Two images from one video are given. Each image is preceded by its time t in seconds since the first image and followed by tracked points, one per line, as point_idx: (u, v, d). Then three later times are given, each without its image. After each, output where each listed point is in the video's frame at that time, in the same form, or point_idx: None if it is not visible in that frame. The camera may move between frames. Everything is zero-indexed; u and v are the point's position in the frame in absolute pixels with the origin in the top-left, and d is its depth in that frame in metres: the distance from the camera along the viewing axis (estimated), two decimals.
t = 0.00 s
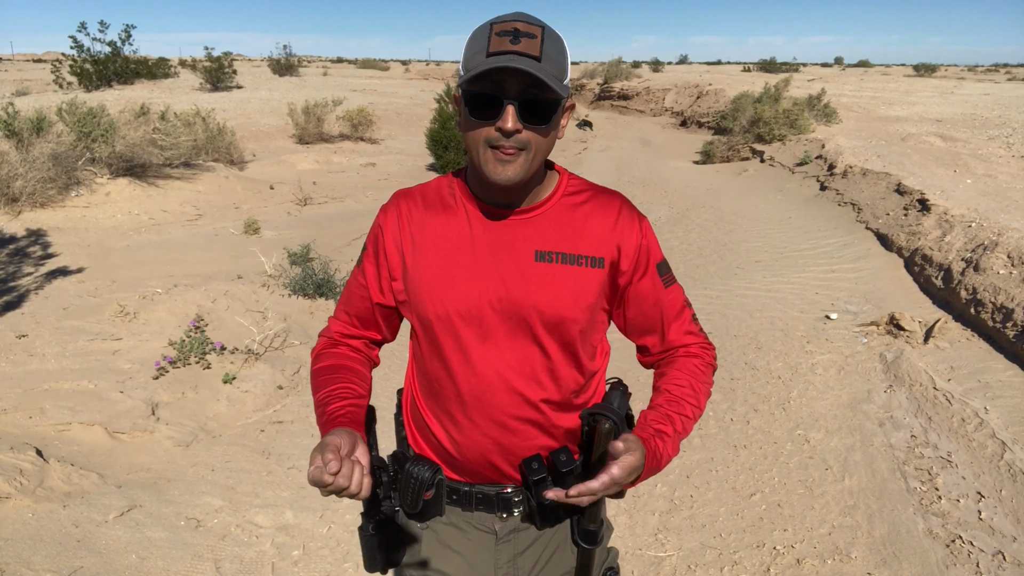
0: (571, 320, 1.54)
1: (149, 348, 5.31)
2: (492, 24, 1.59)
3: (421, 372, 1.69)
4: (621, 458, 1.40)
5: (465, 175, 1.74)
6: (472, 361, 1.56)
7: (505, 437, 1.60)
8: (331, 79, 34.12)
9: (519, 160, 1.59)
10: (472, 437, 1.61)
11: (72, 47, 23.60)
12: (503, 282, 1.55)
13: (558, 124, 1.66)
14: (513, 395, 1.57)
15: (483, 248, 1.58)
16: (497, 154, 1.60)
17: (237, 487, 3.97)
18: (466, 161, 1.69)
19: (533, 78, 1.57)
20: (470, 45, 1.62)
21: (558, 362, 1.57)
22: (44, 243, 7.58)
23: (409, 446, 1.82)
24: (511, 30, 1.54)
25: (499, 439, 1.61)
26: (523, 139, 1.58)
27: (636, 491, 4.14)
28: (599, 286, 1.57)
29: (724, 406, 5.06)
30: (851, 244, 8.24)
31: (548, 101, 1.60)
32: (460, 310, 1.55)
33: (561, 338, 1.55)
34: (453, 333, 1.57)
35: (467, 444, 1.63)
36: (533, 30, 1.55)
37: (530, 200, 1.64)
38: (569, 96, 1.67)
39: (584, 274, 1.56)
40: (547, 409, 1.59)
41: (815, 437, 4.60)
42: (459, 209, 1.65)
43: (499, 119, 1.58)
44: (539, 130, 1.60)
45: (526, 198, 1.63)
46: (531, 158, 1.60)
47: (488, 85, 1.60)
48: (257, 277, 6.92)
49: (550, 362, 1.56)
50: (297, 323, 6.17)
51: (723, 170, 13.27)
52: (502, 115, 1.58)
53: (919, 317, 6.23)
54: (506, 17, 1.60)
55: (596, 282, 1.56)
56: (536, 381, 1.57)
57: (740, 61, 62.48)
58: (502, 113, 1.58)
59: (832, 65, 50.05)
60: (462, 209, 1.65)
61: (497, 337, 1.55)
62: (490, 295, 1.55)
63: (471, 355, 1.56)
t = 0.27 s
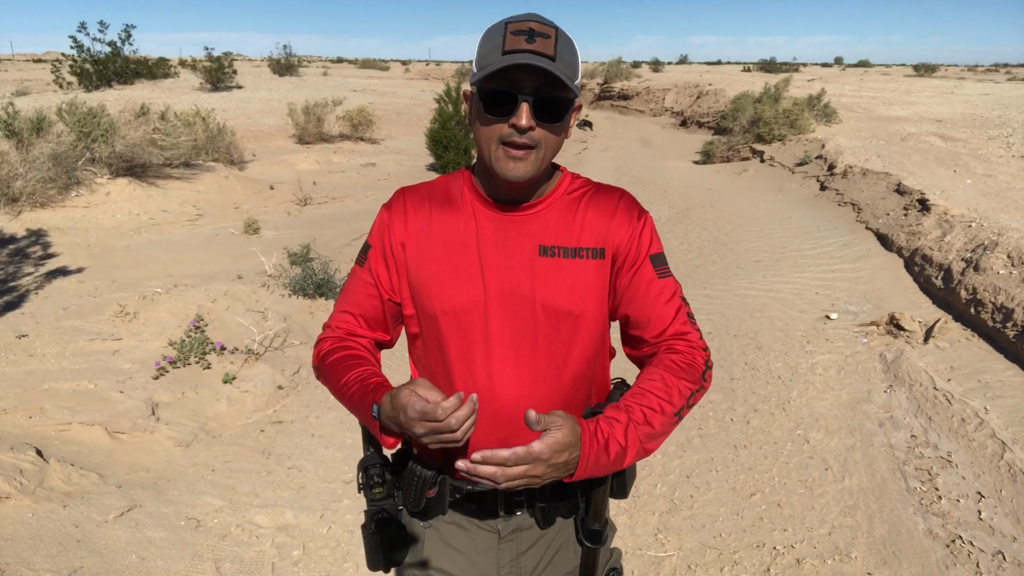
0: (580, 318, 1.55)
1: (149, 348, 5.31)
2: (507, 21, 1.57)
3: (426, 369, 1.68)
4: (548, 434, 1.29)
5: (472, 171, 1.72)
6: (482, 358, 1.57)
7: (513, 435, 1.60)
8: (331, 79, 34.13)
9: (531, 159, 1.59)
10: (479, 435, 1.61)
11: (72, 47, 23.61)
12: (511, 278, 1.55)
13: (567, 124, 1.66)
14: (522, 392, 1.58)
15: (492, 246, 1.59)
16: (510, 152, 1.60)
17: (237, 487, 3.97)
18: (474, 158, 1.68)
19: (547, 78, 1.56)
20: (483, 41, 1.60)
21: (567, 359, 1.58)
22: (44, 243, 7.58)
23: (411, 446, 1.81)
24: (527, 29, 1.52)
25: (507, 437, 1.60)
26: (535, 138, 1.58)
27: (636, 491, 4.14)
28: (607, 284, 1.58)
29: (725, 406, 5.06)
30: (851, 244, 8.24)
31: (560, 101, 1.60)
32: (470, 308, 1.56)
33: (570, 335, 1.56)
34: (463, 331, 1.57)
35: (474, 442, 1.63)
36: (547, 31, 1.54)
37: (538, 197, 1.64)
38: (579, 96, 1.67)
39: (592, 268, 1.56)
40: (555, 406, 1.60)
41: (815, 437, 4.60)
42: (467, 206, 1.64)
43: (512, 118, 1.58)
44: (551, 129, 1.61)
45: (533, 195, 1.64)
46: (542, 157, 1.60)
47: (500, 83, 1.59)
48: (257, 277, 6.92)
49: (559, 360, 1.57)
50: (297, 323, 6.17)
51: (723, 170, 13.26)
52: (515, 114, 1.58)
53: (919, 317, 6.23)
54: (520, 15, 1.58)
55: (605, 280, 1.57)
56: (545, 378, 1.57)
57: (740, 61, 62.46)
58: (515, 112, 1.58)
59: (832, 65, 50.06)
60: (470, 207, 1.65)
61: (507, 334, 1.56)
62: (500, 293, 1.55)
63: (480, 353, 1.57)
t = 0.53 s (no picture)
0: (583, 319, 1.55)
1: (150, 348, 5.31)
2: (514, 21, 1.56)
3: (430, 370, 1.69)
4: (498, 382, 1.30)
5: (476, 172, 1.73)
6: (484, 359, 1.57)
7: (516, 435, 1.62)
8: (331, 79, 34.14)
9: (536, 159, 1.59)
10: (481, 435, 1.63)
11: (72, 47, 23.63)
12: (512, 280, 1.55)
13: (573, 124, 1.66)
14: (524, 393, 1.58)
15: (495, 247, 1.59)
16: (515, 153, 1.60)
17: (237, 487, 3.97)
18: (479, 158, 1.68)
19: (553, 79, 1.56)
20: (490, 41, 1.59)
21: (570, 360, 1.58)
22: (44, 243, 7.58)
23: (413, 450, 1.83)
24: (533, 29, 1.51)
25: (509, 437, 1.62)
26: (540, 139, 1.58)
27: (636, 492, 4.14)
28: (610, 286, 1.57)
29: (725, 406, 5.06)
30: (851, 244, 8.24)
31: (565, 102, 1.60)
32: (472, 309, 1.56)
33: (573, 336, 1.56)
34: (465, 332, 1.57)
35: (476, 442, 1.64)
36: (554, 30, 1.53)
37: (542, 198, 1.65)
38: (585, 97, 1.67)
39: (596, 270, 1.55)
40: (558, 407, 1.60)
41: (815, 437, 4.59)
42: (469, 208, 1.65)
43: (518, 118, 1.58)
44: (556, 130, 1.61)
45: (536, 195, 1.64)
46: (546, 157, 1.60)
47: (506, 82, 1.59)
48: (257, 277, 6.91)
49: (562, 361, 1.57)
50: (297, 323, 6.17)
51: (723, 170, 13.26)
52: (521, 114, 1.58)
53: (919, 317, 6.22)
54: (527, 14, 1.57)
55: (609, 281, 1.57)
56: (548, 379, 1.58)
57: (740, 61, 62.50)
58: (521, 113, 1.58)
59: (832, 65, 50.05)
60: (473, 208, 1.65)
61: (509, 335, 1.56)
62: (503, 294, 1.56)
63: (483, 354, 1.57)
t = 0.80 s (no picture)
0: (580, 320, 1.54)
1: (150, 348, 5.31)
2: (507, 22, 1.57)
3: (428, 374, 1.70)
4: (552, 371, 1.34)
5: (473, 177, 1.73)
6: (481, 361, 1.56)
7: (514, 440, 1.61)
8: (331, 79, 34.14)
9: (530, 163, 1.58)
10: (479, 441, 1.62)
11: (72, 47, 23.64)
12: (510, 282, 1.55)
13: (568, 126, 1.66)
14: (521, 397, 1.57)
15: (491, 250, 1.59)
16: (509, 156, 1.59)
17: (237, 487, 3.97)
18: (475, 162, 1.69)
19: (547, 81, 1.56)
20: (483, 43, 1.61)
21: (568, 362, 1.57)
22: (44, 243, 7.57)
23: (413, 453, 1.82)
24: (526, 30, 1.52)
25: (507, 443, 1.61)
26: (534, 141, 1.58)
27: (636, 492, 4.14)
28: (609, 287, 1.56)
29: (725, 406, 5.06)
30: (851, 244, 8.24)
31: (560, 103, 1.60)
32: (468, 311, 1.56)
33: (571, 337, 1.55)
34: (462, 334, 1.57)
35: (474, 449, 1.63)
36: (548, 32, 1.54)
37: (539, 199, 1.64)
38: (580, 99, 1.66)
39: (593, 271, 1.55)
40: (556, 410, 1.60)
41: (815, 437, 4.60)
42: (465, 211, 1.65)
43: (511, 120, 1.58)
44: (550, 133, 1.60)
45: (533, 196, 1.64)
46: (541, 160, 1.60)
47: (501, 85, 1.59)
48: (257, 277, 6.91)
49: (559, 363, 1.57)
50: (297, 323, 6.17)
51: (723, 170, 13.26)
52: (514, 116, 1.58)
53: (919, 317, 6.22)
54: (520, 16, 1.58)
55: (607, 283, 1.55)
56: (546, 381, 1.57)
57: (740, 61, 62.50)
58: (515, 115, 1.58)
59: (832, 65, 50.07)
60: (469, 210, 1.65)
61: (506, 337, 1.55)
62: (499, 296, 1.55)
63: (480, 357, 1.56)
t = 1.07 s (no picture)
0: (573, 320, 1.53)
1: (149, 348, 5.31)
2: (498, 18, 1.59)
3: (424, 378, 1.69)
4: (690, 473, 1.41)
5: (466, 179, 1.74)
6: (475, 364, 1.55)
7: (509, 443, 1.60)
8: (331, 79, 34.15)
9: (521, 157, 1.60)
10: (474, 442, 1.62)
11: (73, 47, 23.65)
12: (503, 285, 1.54)
13: (560, 122, 1.66)
14: (515, 399, 1.56)
15: (484, 251, 1.59)
16: (501, 150, 1.60)
17: (237, 487, 3.97)
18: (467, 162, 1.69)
19: (537, 74, 1.58)
20: (474, 39, 1.62)
21: (562, 364, 1.57)
22: (44, 243, 7.58)
23: (411, 454, 1.82)
24: (516, 24, 1.54)
25: (503, 445, 1.61)
26: (525, 134, 1.58)
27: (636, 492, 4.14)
28: (602, 287, 1.55)
29: (725, 406, 5.06)
30: (851, 244, 8.24)
31: (551, 97, 1.61)
32: (462, 313, 1.55)
33: (564, 338, 1.54)
34: (455, 337, 1.56)
35: (469, 450, 1.63)
36: (537, 26, 1.55)
37: (532, 198, 1.64)
38: (571, 94, 1.68)
39: (587, 272, 1.55)
40: (550, 413, 1.59)
41: (815, 437, 4.60)
42: (458, 213, 1.66)
43: (502, 113, 1.58)
44: (542, 127, 1.61)
45: (526, 196, 1.64)
46: (533, 154, 1.60)
47: (492, 79, 1.60)
48: (257, 277, 6.91)
49: (554, 365, 1.56)
50: (297, 323, 6.17)
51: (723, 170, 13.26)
52: (506, 109, 1.59)
53: (919, 317, 6.23)
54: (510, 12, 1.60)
55: (600, 282, 1.55)
56: (539, 384, 1.56)
57: (740, 61, 62.52)
58: (506, 107, 1.58)
59: (832, 65, 50.10)
60: (462, 212, 1.66)
61: (499, 339, 1.54)
62: (492, 298, 1.54)
63: (474, 360, 1.55)
